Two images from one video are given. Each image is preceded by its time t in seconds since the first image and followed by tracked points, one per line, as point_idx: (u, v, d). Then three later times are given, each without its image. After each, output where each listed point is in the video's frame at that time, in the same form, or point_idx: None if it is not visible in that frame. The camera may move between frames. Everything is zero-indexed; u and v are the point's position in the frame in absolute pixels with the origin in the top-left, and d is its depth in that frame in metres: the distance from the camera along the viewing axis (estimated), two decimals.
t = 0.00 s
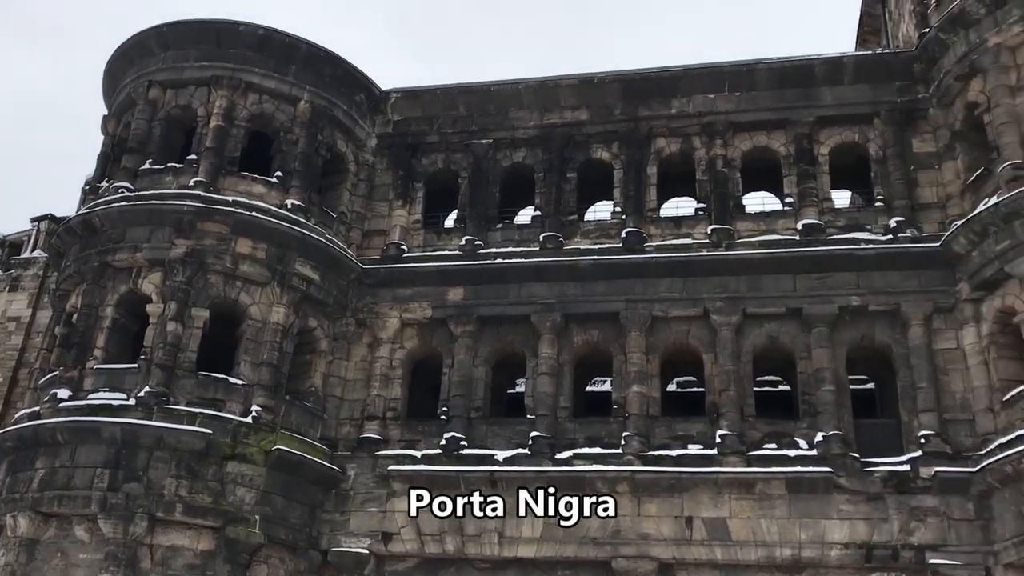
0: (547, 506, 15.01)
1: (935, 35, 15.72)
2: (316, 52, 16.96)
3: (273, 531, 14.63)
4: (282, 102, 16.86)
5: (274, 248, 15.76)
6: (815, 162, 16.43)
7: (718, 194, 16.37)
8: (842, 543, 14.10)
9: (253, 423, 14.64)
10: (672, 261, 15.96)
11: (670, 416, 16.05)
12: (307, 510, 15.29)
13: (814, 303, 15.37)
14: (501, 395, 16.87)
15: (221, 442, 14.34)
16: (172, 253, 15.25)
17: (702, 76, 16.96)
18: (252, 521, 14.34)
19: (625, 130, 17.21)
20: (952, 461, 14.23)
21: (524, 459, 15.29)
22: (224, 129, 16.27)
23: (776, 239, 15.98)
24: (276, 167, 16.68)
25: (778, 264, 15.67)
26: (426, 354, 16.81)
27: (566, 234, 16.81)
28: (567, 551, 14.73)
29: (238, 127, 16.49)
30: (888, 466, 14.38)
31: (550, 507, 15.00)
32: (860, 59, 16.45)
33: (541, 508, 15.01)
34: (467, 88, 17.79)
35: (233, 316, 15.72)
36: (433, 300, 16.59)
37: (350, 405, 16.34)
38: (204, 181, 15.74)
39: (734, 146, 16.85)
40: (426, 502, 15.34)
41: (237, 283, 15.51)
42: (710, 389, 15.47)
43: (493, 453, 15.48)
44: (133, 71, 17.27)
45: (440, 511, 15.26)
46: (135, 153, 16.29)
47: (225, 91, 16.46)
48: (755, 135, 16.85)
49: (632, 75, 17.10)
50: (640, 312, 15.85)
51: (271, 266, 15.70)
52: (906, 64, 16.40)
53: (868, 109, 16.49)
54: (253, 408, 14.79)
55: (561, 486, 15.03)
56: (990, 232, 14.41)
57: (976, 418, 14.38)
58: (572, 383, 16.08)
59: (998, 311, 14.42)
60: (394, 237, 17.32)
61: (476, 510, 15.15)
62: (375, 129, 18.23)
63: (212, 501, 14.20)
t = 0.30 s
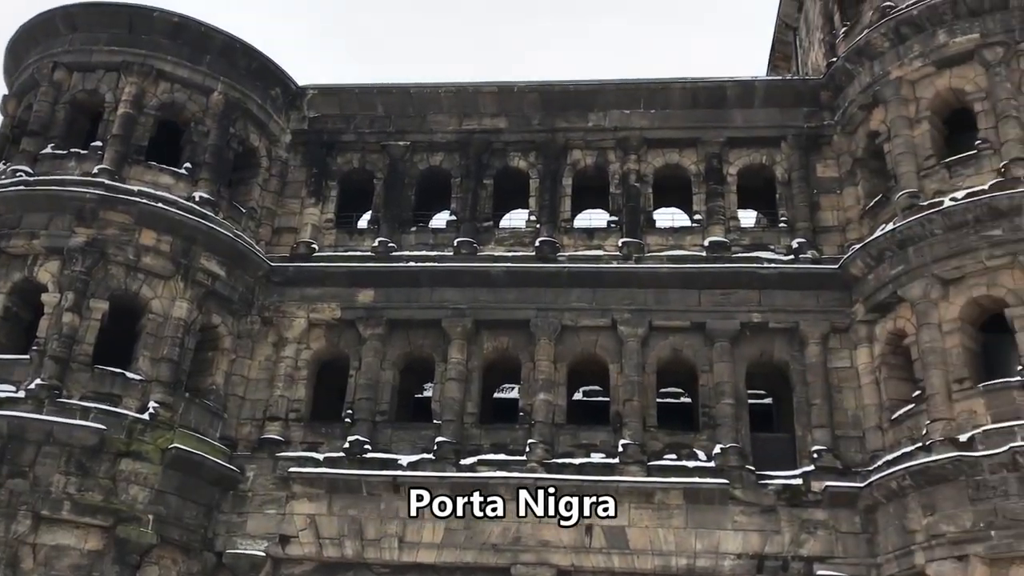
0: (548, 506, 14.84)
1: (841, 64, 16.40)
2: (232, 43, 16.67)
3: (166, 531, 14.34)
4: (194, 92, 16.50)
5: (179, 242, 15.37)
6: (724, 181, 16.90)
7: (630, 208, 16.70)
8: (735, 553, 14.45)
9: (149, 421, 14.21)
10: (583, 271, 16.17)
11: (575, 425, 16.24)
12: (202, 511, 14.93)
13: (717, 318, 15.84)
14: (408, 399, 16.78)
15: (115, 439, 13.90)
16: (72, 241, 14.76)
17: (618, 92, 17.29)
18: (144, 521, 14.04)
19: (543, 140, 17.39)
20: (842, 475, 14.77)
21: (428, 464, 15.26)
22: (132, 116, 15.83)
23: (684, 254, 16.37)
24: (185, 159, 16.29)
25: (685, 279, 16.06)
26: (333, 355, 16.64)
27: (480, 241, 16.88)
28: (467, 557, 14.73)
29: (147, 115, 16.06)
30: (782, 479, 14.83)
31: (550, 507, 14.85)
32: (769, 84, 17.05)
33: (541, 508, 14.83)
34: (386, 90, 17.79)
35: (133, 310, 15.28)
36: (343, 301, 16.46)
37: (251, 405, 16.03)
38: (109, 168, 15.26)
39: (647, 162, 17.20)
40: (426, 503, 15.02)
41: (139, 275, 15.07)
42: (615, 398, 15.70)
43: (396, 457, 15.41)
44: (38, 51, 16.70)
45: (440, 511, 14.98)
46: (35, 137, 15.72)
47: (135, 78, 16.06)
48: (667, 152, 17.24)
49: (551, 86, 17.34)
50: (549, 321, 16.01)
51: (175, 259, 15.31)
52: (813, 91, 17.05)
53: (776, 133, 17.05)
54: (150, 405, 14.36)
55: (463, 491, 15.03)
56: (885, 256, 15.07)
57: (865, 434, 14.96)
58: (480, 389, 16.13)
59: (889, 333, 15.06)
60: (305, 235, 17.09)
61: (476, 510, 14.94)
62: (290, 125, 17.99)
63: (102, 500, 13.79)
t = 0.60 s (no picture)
0: (548, 506, 14.90)
1: (757, 89, 16.88)
2: (149, 33, 16.23)
3: (57, 534, 13.82)
4: (106, 81, 16.04)
5: (84, 234, 14.85)
6: (641, 198, 17.20)
7: (548, 220, 16.85)
8: (638, 564, 14.65)
9: (43, 419, 13.68)
10: (500, 280, 16.22)
11: (485, 433, 16.25)
12: (97, 513, 14.44)
13: (629, 331, 16.06)
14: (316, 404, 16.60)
15: (5, 438, 13.42)
16: None
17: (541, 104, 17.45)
18: (33, 523, 13.51)
19: (464, 148, 17.41)
20: (744, 489, 15.13)
21: (334, 471, 15.01)
22: (39, 103, 15.35)
23: (599, 267, 16.59)
24: (94, 148, 15.78)
25: (600, 292, 16.27)
26: (241, 357, 16.32)
27: (397, 246, 16.78)
28: (371, 565, 14.58)
29: (54, 102, 15.58)
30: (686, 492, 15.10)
31: (550, 507, 14.90)
32: (688, 105, 17.43)
33: (541, 507, 14.88)
34: (307, 89, 17.58)
35: (31, 303, 14.75)
36: (253, 302, 16.19)
37: (153, 405, 15.59)
38: (10, 155, 14.75)
39: (566, 175, 17.39)
40: (426, 503, 14.87)
41: (39, 267, 14.56)
42: (526, 408, 15.82)
43: (303, 462, 15.14)
44: None
45: (440, 511, 14.85)
46: None
47: (43, 63, 15.57)
48: (586, 166, 17.46)
49: (474, 95, 17.40)
50: (464, 328, 16.01)
51: (79, 251, 14.80)
52: (730, 113, 17.50)
53: (692, 152, 17.44)
54: (46, 403, 13.85)
55: (370, 498, 14.88)
56: (792, 277, 15.54)
57: (767, 450, 15.36)
58: (391, 395, 16.02)
59: (793, 351, 15.51)
60: (217, 233, 16.75)
61: (475, 510, 14.88)
62: (205, 120, 17.62)
63: None
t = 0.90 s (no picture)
0: (548, 506, 15.01)
1: (687, 109, 17.21)
2: (74, 26, 15.83)
3: None
4: (27, 73, 15.63)
5: None
6: (572, 212, 17.33)
7: (479, 231, 16.86)
8: None
9: None
10: (428, 289, 16.15)
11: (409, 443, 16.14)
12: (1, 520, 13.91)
13: (556, 344, 16.14)
14: (237, 411, 16.31)
15: None
16: None
17: (475, 115, 17.49)
18: None
19: (397, 155, 17.34)
20: (665, 503, 15.30)
21: (253, 479, 14.77)
22: None
23: (529, 280, 16.66)
24: (11, 142, 15.38)
25: (529, 304, 16.31)
26: (160, 361, 15.94)
27: (325, 252, 16.61)
28: None
29: None
30: (609, 504, 15.16)
31: (550, 507, 15.02)
32: (620, 121, 17.66)
33: (541, 507, 14.97)
34: (238, 89, 17.32)
35: None
36: (175, 304, 15.84)
37: (66, 408, 15.10)
38: None
39: (499, 187, 17.44)
40: (426, 503, 14.84)
41: None
42: (451, 419, 15.76)
43: (221, 470, 14.83)
44: None
45: (440, 511, 14.83)
46: None
47: None
48: (519, 179, 17.54)
49: (408, 103, 17.36)
50: (391, 337, 15.90)
51: None
52: (660, 132, 17.80)
53: (623, 169, 17.67)
54: None
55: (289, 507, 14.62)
56: (716, 294, 15.84)
57: (688, 464, 15.58)
58: (315, 403, 15.81)
59: (716, 368, 15.77)
60: (139, 233, 16.34)
61: (475, 509, 14.89)
62: (131, 117, 17.24)
63: None
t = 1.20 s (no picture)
0: (548, 506, 15.35)
1: (633, 129, 17.45)
2: (11, 23, 15.54)
3: None
4: None
5: None
6: (517, 227, 17.38)
7: (423, 244, 16.82)
8: None
9: None
10: (370, 301, 16.04)
11: (347, 457, 15.97)
12: None
13: (498, 359, 16.13)
14: (170, 422, 16.04)
15: None
16: None
17: (422, 128, 17.49)
18: None
19: (342, 166, 17.25)
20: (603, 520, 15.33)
21: (186, 491, 14.48)
22: None
23: (472, 294, 16.65)
24: None
25: (472, 319, 16.29)
26: (92, 368, 15.56)
27: (266, 262, 16.43)
28: None
29: None
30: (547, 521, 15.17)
31: (550, 507, 15.36)
32: (566, 139, 17.80)
33: (541, 508, 15.32)
34: (181, 94, 17.10)
35: None
36: (109, 311, 15.49)
37: None
38: None
39: (444, 201, 17.44)
40: (426, 502, 14.95)
41: None
42: (390, 433, 15.65)
43: (153, 481, 14.52)
44: None
45: (440, 510, 14.91)
46: None
47: None
48: (464, 193, 17.55)
49: (355, 113, 17.30)
50: (331, 349, 15.75)
51: None
52: (606, 151, 18.00)
53: (569, 186, 17.80)
54: None
55: (222, 520, 14.33)
56: (657, 313, 16.01)
57: (626, 481, 15.66)
58: (251, 415, 15.57)
59: (655, 385, 15.92)
60: (74, 237, 15.96)
61: (476, 510, 15.02)
62: (69, 118, 16.89)
63: None
